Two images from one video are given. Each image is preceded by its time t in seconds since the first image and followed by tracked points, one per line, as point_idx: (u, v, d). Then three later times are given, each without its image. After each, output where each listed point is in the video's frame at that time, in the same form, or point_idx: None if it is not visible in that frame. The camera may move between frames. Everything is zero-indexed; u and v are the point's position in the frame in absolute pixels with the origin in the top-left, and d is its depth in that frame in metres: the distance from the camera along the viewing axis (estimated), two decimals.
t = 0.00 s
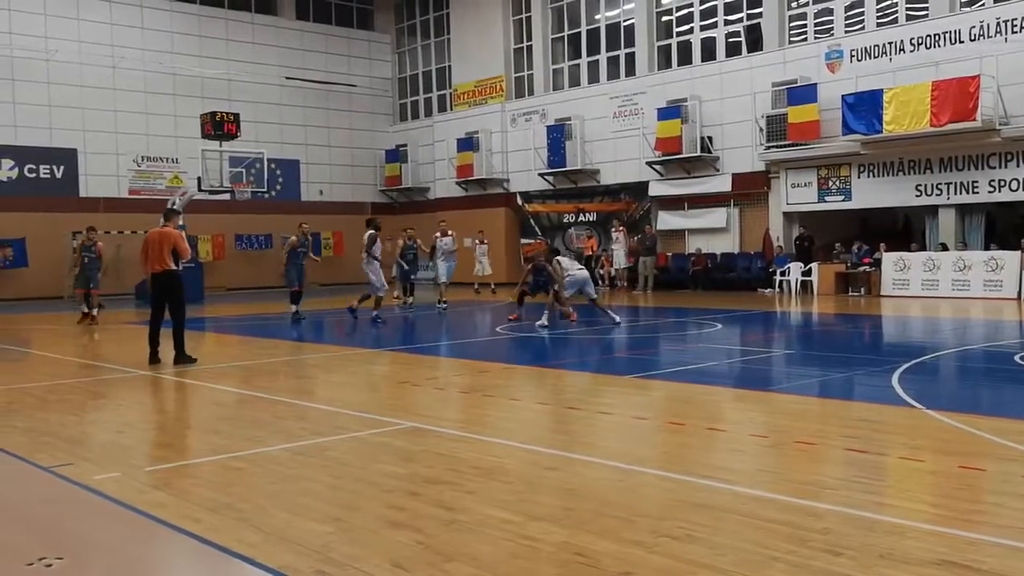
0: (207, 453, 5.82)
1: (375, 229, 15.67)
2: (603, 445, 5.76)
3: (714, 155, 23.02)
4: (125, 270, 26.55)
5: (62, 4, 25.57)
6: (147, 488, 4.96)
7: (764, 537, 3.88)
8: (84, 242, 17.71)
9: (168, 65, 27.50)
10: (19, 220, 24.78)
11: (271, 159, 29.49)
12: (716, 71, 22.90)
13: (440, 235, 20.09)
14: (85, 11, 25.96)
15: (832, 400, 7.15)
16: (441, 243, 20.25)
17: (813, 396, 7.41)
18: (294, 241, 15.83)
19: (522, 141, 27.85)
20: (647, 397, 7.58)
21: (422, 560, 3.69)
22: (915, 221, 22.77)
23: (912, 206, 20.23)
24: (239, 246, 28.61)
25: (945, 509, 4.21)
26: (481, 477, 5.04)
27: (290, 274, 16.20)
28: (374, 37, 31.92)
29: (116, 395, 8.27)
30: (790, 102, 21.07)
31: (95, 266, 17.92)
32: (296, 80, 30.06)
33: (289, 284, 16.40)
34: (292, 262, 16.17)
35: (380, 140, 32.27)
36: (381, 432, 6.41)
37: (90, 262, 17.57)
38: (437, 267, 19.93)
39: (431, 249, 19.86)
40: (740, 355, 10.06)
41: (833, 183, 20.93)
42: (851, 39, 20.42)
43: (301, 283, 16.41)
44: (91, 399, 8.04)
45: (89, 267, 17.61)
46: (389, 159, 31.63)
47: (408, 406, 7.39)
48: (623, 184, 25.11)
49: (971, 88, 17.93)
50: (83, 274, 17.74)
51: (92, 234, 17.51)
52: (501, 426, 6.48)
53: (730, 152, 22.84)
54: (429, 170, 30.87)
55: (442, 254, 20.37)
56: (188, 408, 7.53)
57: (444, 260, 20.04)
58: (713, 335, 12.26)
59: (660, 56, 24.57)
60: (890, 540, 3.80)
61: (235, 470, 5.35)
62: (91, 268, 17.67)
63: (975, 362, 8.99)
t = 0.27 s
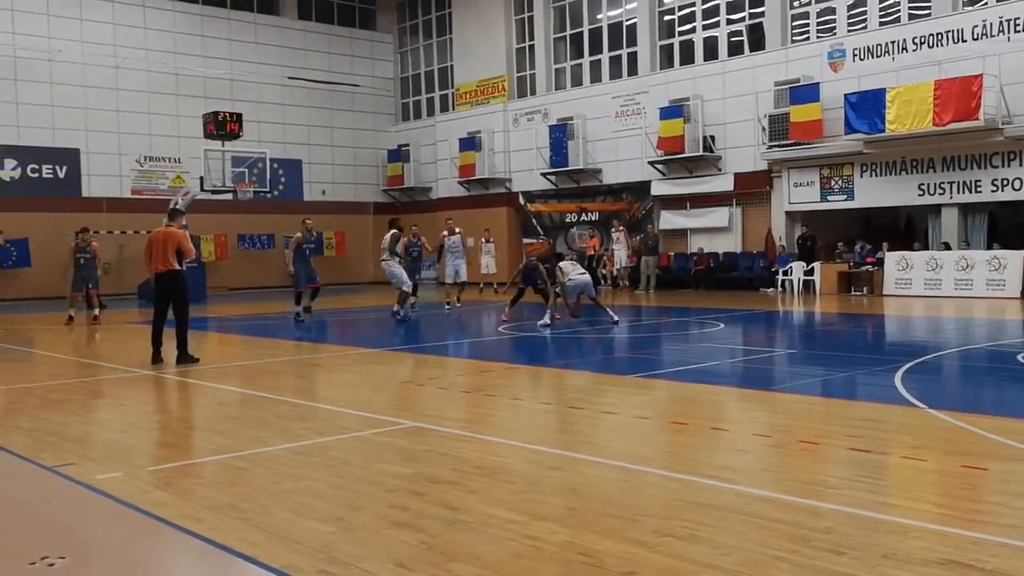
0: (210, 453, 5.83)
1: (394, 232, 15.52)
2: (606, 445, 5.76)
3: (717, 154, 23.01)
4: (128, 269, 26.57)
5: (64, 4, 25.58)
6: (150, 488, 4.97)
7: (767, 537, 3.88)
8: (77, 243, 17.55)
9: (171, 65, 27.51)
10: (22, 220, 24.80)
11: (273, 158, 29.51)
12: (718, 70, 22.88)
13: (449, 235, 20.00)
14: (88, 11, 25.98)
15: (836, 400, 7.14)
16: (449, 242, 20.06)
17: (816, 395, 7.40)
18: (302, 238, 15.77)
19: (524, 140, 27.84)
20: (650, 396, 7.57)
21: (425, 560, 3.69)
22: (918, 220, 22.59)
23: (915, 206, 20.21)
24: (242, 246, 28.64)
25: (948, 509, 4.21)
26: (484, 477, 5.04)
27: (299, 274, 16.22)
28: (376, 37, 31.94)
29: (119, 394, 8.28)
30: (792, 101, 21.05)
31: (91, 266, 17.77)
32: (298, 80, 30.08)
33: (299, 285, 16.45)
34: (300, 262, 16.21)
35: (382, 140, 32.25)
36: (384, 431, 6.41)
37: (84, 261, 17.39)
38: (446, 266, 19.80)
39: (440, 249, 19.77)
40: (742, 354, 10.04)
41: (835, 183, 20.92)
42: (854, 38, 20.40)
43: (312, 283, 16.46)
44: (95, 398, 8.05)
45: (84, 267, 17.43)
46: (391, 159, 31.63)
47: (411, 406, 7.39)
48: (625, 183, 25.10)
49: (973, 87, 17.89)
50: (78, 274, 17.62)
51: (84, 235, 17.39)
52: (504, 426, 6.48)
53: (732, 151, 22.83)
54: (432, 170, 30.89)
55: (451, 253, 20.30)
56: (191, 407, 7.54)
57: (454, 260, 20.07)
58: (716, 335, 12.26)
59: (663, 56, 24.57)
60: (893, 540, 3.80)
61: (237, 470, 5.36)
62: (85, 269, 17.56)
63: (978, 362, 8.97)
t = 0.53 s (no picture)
0: (212, 453, 5.83)
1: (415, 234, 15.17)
2: (607, 445, 5.76)
3: (718, 154, 22.99)
4: (129, 269, 26.60)
5: (66, 4, 25.60)
6: (152, 488, 4.97)
7: (768, 537, 3.88)
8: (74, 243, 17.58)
9: (172, 65, 27.53)
10: (23, 221, 24.81)
11: (275, 159, 29.53)
12: (719, 70, 22.86)
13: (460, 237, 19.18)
14: (89, 11, 26.00)
15: (837, 400, 7.12)
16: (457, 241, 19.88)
17: (817, 395, 7.39)
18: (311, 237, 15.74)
19: (525, 140, 27.82)
20: (652, 396, 7.56)
21: (426, 560, 3.69)
22: (919, 220, 22.52)
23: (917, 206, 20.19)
24: (244, 246, 28.65)
25: (950, 508, 4.20)
26: (486, 477, 5.04)
27: (309, 274, 16.03)
28: (377, 37, 31.95)
29: (121, 394, 8.29)
30: (793, 100, 21.04)
31: (88, 266, 17.76)
32: (299, 80, 30.09)
33: (306, 287, 16.25)
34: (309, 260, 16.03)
35: (383, 140, 32.27)
36: (385, 431, 6.41)
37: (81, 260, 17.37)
38: (455, 268, 18.70)
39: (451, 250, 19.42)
40: (744, 354, 10.02)
41: (837, 183, 20.90)
42: (856, 38, 20.39)
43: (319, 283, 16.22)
44: (96, 399, 8.06)
45: (81, 266, 17.41)
46: (392, 159, 31.62)
47: (412, 406, 7.39)
48: (626, 183, 25.10)
49: (975, 86, 17.88)
50: (76, 274, 17.63)
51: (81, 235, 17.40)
52: (506, 426, 6.48)
53: (734, 151, 22.81)
54: (433, 170, 30.89)
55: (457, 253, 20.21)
56: (193, 408, 7.54)
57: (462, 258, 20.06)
58: (717, 335, 12.24)
59: (664, 55, 24.57)
60: (895, 540, 3.80)
61: (239, 470, 5.36)
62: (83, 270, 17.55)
63: (980, 361, 8.94)
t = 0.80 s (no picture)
0: (213, 453, 5.83)
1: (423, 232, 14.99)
2: (608, 445, 5.75)
3: (719, 154, 22.99)
4: (130, 270, 26.58)
5: (66, 4, 25.60)
6: (153, 488, 4.97)
7: (770, 536, 3.88)
8: (77, 243, 17.55)
9: (173, 65, 27.54)
10: (23, 221, 24.81)
11: (276, 159, 29.53)
12: (720, 70, 22.86)
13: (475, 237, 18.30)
14: (89, 12, 26.00)
15: (838, 400, 7.11)
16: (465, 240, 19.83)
17: (818, 395, 7.38)
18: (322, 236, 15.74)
19: (526, 140, 27.81)
20: (653, 396, 7.55)
21: (426, 560, 3.69)
22: (920, 219, 22.56)
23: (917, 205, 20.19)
24: (244, 246, 28.65)
25: (951, 508, 4.20)
26: (487, 477, 5.04)
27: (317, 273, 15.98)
28: (378, 37, 31.96)
29: (122, 395, 8.30)
30: (794, 100, 21.04)
31: (91, 266, 17.78)
32: (299, 80, 30.06)
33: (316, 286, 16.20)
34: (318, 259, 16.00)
35: (383, 140, 32.26)
36: (386, 432, 6.41)
37: (84, 260, 17.33)
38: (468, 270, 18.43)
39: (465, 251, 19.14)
40: (745, 354, 10.00)
41: (837, 182, 20.90)
42: (856, 38, 20.38)
43: (329, 283, 16.22)
44: (97, 399, 8.07)
45: (83, 267, 17.36)
46: (393, 159, 31.61)
47: (413, 406, 7.39)
48: (627, 183, 25.10)
49: (976, 86, 17.87)
50: (78, 274, 17.65)
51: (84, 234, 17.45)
52: (507, 426, 6.48)
53: (734, 151, 22.81)
54: (434, 170, 30.89)
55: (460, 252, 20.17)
56: (194, 408, 7.55)
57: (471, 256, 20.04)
58: (718, 335, 12.23)
59: (665, 55, 24.56)
60: (896, 540, 3.79)
61: (240, 470, 5.37)
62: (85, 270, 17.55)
63: (981, 361, 8.91)
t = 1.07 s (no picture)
0: (214, 453, 5.83)
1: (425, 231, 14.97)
2: (609, 445, 5.75)
3: (720, 153, 22.98)
4: (130, 270, 26.51)
5: (67, 4, 25.61)
6: (155, 488, 4.97)
7: (771, 536, 3.87)
8: (81, 243, 17.57)
9: (174, 65, 27.55)
10: (24, 221, 24.81)
11: (276, 159, 29.54)
12: (720, 70, 22.85)
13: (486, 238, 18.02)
14: (90, 12, 26.00)
15: (839, 400, 7.09)
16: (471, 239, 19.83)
17: (819, 395, 7.37)
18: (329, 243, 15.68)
19: (527, 140, 27.81)
20: (653, 396, 7.55)
21: (427, 560, 3.69)
22: (921, 219, 22.56)
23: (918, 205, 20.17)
24: (245, 246, 28.65)
25: (953, 508, 4.19)
26: (488, 477, 5.04)
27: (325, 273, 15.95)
28: (378, 37, 31.96)
29: (123, 395, 8.30)
30: (795, 99, 21.03)
31: (94, 265, 17.80)
32: (301, 80, 30.10)
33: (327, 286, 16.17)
34: (324, 262, 15.94)
35: (384, 140, 32.25)
36: (387, 432, 6.41)
37: (89, 260, 17.31)
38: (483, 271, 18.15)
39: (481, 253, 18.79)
40: (746, 354, 9.97)
41: (838, 182, 20.90)
42: (857, 37, 20.38)
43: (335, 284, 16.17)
44: (99, 399, 8.08)
45: (89, 266, 17.36)
46: (394, 160, 31.61)
47: (413, 406, 7.39)
48: (627, 183, 25.10)
49: (976, 86, 17.86)
50: (82, 273, 17.68)
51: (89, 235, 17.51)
52: (509, 426, 6.47)
53: (735, 150, 22.80)
54: (434, 170, 30.88)
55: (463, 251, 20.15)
56: (195, 408, 7.55)
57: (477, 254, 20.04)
58: (719, 335, 12.20)
59: (665, 55, 24.55)
60: (898, 539, 3.78)
61: (241, 470, 5.37)
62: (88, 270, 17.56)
63: (982, 361, 8.88)
